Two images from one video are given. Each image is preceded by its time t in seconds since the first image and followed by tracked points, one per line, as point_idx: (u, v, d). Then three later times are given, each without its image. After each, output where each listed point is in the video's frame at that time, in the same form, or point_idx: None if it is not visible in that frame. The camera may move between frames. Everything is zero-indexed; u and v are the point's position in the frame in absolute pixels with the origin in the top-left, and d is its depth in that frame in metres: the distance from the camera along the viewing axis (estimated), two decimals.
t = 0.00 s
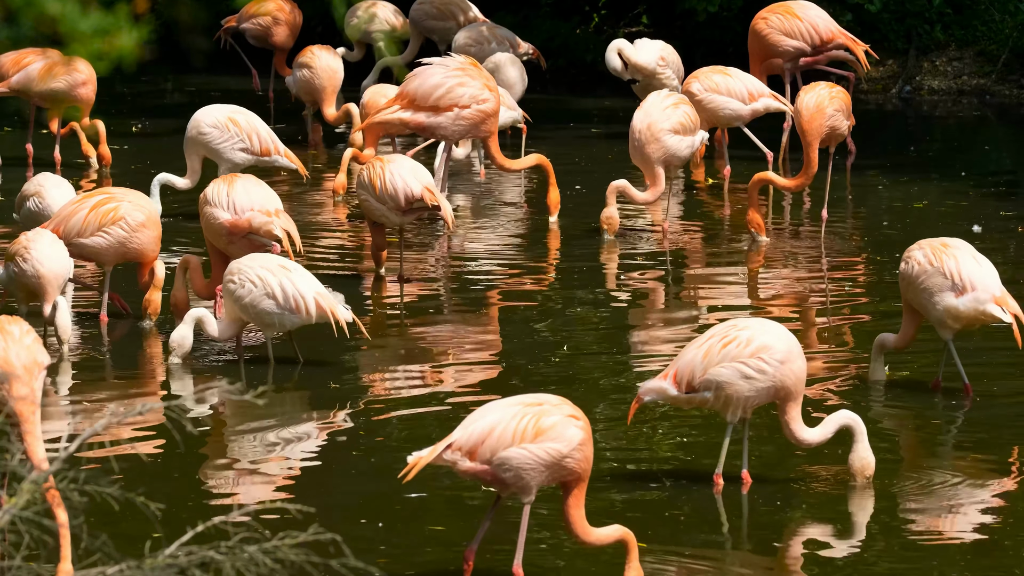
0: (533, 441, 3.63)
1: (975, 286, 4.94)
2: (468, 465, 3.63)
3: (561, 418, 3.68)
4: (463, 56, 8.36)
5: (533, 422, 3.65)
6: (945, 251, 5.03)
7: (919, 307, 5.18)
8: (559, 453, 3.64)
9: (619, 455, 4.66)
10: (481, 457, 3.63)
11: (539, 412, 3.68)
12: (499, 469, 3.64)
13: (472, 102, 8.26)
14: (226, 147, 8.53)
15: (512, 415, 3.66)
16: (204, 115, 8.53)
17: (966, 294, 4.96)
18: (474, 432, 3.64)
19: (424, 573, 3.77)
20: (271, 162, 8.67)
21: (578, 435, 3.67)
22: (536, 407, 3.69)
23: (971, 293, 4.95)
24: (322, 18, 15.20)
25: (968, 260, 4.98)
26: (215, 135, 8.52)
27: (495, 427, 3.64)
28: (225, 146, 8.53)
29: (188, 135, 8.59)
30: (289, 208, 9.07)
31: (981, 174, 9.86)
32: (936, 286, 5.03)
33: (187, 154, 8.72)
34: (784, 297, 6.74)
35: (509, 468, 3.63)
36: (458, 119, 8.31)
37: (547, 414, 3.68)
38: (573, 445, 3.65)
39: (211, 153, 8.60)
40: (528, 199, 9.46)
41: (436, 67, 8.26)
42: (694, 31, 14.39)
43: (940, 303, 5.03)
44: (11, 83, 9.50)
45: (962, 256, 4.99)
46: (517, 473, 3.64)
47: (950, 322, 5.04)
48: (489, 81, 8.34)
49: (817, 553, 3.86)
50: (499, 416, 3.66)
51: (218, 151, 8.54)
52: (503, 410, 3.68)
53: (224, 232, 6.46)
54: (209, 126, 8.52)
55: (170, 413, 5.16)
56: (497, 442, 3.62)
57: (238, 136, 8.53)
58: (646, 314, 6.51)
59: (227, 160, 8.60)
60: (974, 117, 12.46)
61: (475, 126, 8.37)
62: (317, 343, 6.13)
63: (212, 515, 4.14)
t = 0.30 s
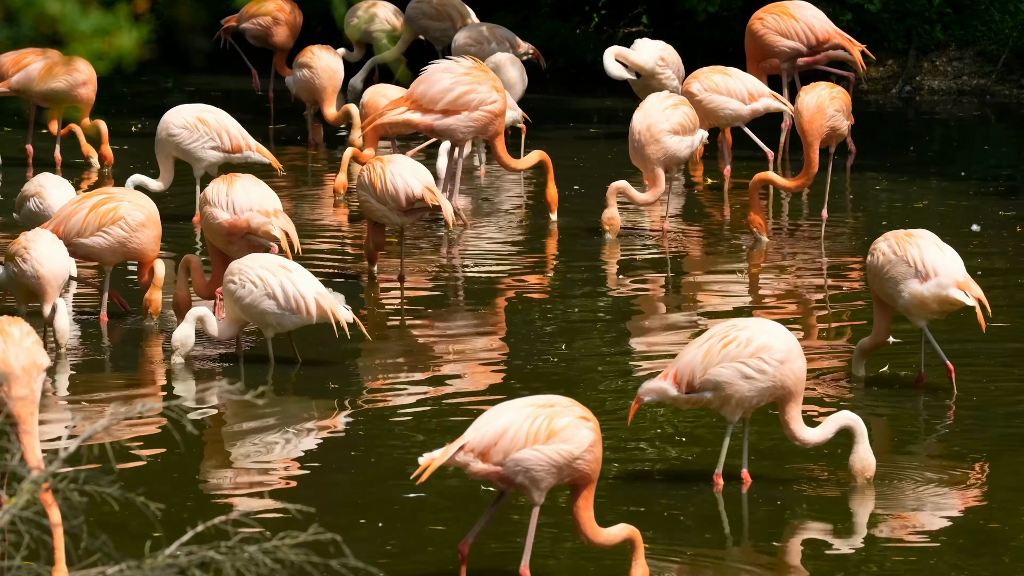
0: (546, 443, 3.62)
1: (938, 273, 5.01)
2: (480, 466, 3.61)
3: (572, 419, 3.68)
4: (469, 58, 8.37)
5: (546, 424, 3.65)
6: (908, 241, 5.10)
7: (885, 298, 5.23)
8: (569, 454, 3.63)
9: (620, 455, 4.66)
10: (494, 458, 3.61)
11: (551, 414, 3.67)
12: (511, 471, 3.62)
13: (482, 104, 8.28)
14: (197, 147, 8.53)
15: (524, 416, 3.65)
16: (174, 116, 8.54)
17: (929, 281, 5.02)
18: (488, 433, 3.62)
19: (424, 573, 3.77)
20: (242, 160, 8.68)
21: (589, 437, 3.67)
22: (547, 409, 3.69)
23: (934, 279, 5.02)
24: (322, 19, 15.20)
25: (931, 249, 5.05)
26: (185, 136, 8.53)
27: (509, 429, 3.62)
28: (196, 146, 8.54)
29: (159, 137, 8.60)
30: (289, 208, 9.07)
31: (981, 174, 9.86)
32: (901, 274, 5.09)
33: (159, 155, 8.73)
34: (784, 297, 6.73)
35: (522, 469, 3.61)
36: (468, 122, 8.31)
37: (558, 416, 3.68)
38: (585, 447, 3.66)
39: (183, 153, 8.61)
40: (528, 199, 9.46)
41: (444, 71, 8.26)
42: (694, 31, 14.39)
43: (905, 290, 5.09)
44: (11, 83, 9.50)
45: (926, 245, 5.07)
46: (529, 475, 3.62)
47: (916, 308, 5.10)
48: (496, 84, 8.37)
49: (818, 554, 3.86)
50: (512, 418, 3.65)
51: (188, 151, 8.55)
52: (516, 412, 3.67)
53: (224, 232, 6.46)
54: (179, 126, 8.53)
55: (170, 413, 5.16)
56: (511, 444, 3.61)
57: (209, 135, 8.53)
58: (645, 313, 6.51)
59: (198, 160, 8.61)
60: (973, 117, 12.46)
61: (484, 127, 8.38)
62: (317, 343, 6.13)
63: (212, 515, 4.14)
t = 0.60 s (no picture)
0: (549, 443, 3.62)
1: (927, 268, 5.02)
2: (482, 468, 3.61)
3: (574, 420, 3.68)
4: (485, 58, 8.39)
5: (548, 425, 3.65)
6: (897, 237, 5.12)
7: (874, 295, 5.24)
8: (571, 455, 3.64)
9: (619, 455, 4.66)
10: (496, 460, 3.61)
11: (553, 415, 3.68)
12: (513, 472, 3.62)
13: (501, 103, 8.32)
14: (184, 146, 8.53)
15: (526, 418, 3.66)
16: (157, 118, 8.53)
17: (917, 276, 5.04)
18: (490, 434, 3.63)
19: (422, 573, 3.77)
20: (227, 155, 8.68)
21: (592, 437, 3.67)
22: (551, 410, 3.69)
23: (922, 275, 5.03)
24: (322, 19, 15.21)
25: (921, 246, 5.07)
26: (171, 137, 8.52)
27: (511, 430, 3.63)
28: (182, 146, 8.54)
29: (144, 139, 8.59)
30: (289, 208, 9.07)
31: (981, 175, 9.86)
32: (889, 270, 5.09)
33: (144, 157, 8.72)
34: (784, 297, 6.73)
35: (524, 471, 3.61)
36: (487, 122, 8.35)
37: (561, 417, 3.68)
38: (587, 447, 3.66)
39: (169, 154, 8.61)
40: (528, 199, 9.46)
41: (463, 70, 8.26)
42: (694, 31, 14.38)
43: (894, 286, 5.09)
44: (11, 83, 9.51)
45: (915, 242, 5.09)
46: (532, 476, 3.63)
47: (904, 305, 5.11)
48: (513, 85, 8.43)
49: (818, 553, 3.86)
50: (514, 419, 3.65)
51: (175, 151, 8.55)
52: (518, 413, 3.67)
53: (224, 232, 6.46)
54: (164, 128, 8.52)
55: (170, 413, 5.16)
56: (513, 445, 3.61)
57: (194, 134, 8.54)
58: (645, 313, 6.51)
59: (185, 160, 8.61)
60: (973, 117, 12.47)
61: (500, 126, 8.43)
62: (318, 343, 6.13)
63: (212, 515, 4.14)
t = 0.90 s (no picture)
0: (554, 444, 3.63)
1: (919, 270, 5.02)
2: (493, 471, 3.60)
3: (575, 419, 3.69)
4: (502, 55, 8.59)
5: (553, 425, 3.65)
6: (892, 237, 5.12)
7: (868, 295, 5.25)
8: (575, 453, 3.64)
9: (620, 454, 4.67)
10: (506, 463, 3.60)
11: (555, 415, 3.68)
12: (522, 474, 3.61)
13: (519, 100, 8.52)
14: (179, 147, 8.53)
15: (531, 420, 3.65)
16: (150, 120, 8.51)
17: (910, 278, 5.03)
18: (499, 437, 3.61)
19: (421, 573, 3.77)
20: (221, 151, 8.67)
21: (593, 436, 3.69)
22: (553, 409, 3.69)
23: (915, 276, 5.03)
24: (322, 19, 15.21)
25: (915, 247, 5.06)
26: (165, 138, 8.52)
27: (518, 433, 3.61)
28: (177, 147, 8.53)
29: (138, 142, 8.57)
30: (289, 208, 9.07)
31: (980, 175, 9.86)
32: (883, 271, 5.10)
33: (137, 160, 8.69)
34: (784, 297, 6.73)
35: (533, 472, 3.61)
36: (504, 117, 8.51)
37: (564, 416, 3.69)
38: (590, 446, 3.67)
39: (163, 156, 8.60)
40: (528, 199, 9.46)
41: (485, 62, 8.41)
42: (694, 31, 14.37)
43: (887, 288, 5.10)
44: (11, 83, 9.51)
45: (909, 242, 5.08)
46: (539, 477, 3.62)
47: (897, 306, 5.11)
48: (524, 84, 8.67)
49: (817, 555, 3.85)
50: (520, 421, 3.64)
51: (170, 153, 8.54)
52: (521, 414, 3.66)
53: (224, 232, 6.46)
54: (158, 130, 8.51)
55: (170, 413, 5.16)
56: (521, 447, 3.60)
57: (189, 134, 8.55)
58: (645, 313, 6.51)
59: (180, 161, 8.60)
60: (973, 117, 12.46)
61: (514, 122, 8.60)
62: (317, 343, 6.13)
63: (212, 515, 4.14)
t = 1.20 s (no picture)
0: (562, 441, 3.63)
1: (902, 274, 5.00)
2: (506, 475, 3.58)
3: (579, 415, 3.70)
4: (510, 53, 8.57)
5: (559, 423, 3.65)
6: (878, 239, 5.12)
7: (855, 296, 5.27)
8: (583, 448, 3.65)
9: (620, 454, 4.66)
10: (519, 465, 3.59)
11: (560, 413, 3.68)
12: (534, 475, 3.60)
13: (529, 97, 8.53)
14: (175, 148, 8.53)
15: (538, 419, 3.64)
16: (146, 121, 8.51)
17: (892, 282, 5.03)
18: (509, 440, 3.59)
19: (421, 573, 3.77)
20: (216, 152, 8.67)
21: (598, 430, 3.70)
22: (557, 407, 3.69)
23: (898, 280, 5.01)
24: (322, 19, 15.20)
25: (899, 249, 5.04)
26: (161, 139, 8.52)
27: (528, 434, 3.60)
28: (173, 148, 8.53)
29: (133, 142, 8.56)
30: (290, 208, 9.07)
31: (980, 175, 9.86)
32: (868, 273, 5.12)
33: (133, 159, 8.69)
34: (784, 297, 6.73)
35: (545, 472, 3.60)
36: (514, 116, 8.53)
37: (568, 412, 3.69)
38: (596, 441, 3.69)
39: (158, 156, 8.60)
40: (528, 199, 9.46)
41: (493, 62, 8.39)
42: (694, 31, 14.36)
43: (871, 290, 5.12)
44: (11, 83, 9.51)
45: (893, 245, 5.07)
46: (550, 476, 3.62)
47: (881, 308, 5.12)
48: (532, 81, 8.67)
49: (818, 554, 3.85)
50: (528, 423, 3.62)
51: (165, 153, 8.54)
52: (528, 415, 3.65)
53: (224, 232, 6.46)
54: (154, 131, 8.51)
55: (170, 413, 5.16)
56: (532, 448, 3.59)
57: (185, 135, 8.55)
58: (645, 313, 6.51)
59: (175, 161, 8.60)
60: (973, 117, 12.46)
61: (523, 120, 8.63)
62: (318, 343, 6.13)
63: (212, 516, 4.14)
